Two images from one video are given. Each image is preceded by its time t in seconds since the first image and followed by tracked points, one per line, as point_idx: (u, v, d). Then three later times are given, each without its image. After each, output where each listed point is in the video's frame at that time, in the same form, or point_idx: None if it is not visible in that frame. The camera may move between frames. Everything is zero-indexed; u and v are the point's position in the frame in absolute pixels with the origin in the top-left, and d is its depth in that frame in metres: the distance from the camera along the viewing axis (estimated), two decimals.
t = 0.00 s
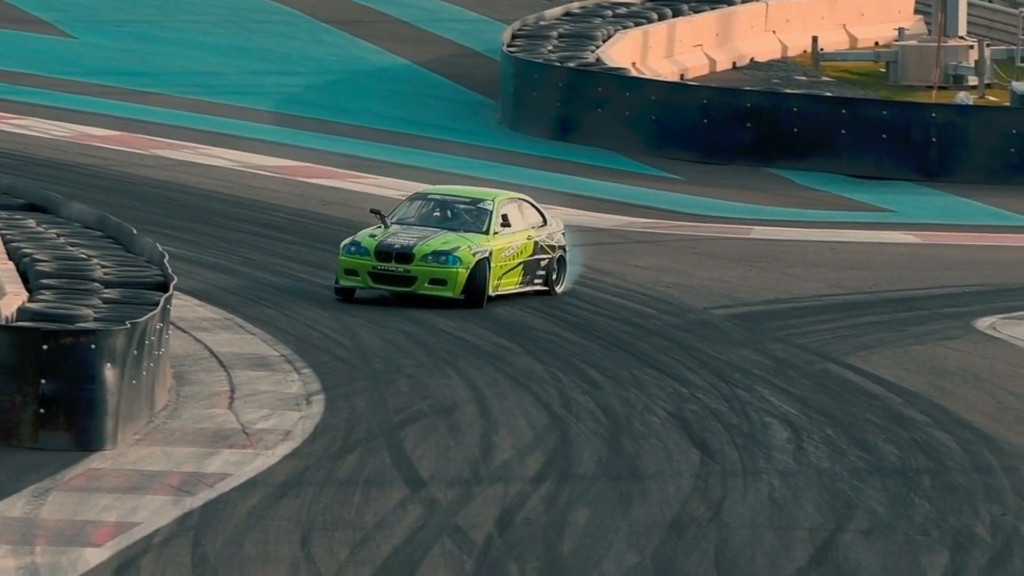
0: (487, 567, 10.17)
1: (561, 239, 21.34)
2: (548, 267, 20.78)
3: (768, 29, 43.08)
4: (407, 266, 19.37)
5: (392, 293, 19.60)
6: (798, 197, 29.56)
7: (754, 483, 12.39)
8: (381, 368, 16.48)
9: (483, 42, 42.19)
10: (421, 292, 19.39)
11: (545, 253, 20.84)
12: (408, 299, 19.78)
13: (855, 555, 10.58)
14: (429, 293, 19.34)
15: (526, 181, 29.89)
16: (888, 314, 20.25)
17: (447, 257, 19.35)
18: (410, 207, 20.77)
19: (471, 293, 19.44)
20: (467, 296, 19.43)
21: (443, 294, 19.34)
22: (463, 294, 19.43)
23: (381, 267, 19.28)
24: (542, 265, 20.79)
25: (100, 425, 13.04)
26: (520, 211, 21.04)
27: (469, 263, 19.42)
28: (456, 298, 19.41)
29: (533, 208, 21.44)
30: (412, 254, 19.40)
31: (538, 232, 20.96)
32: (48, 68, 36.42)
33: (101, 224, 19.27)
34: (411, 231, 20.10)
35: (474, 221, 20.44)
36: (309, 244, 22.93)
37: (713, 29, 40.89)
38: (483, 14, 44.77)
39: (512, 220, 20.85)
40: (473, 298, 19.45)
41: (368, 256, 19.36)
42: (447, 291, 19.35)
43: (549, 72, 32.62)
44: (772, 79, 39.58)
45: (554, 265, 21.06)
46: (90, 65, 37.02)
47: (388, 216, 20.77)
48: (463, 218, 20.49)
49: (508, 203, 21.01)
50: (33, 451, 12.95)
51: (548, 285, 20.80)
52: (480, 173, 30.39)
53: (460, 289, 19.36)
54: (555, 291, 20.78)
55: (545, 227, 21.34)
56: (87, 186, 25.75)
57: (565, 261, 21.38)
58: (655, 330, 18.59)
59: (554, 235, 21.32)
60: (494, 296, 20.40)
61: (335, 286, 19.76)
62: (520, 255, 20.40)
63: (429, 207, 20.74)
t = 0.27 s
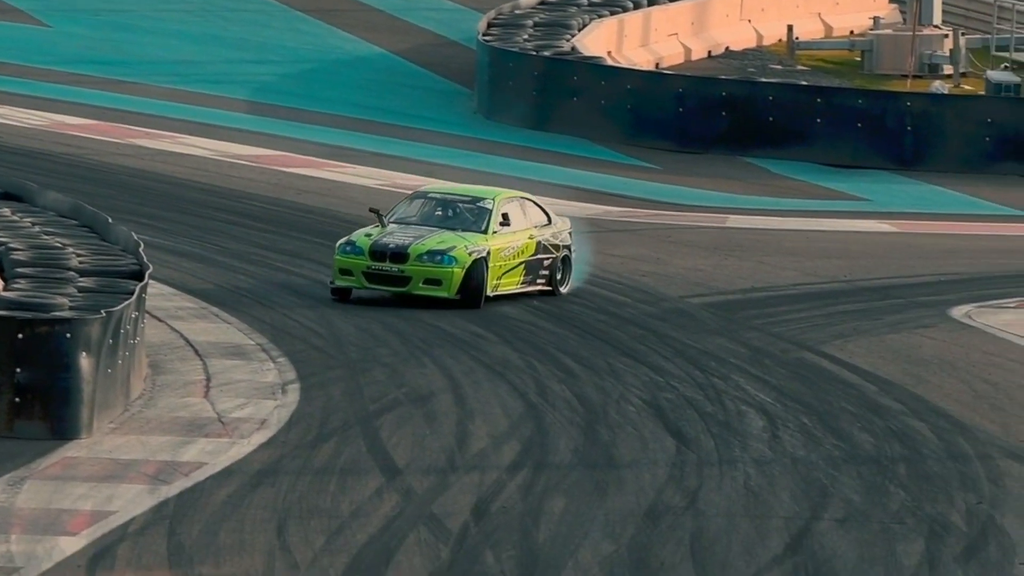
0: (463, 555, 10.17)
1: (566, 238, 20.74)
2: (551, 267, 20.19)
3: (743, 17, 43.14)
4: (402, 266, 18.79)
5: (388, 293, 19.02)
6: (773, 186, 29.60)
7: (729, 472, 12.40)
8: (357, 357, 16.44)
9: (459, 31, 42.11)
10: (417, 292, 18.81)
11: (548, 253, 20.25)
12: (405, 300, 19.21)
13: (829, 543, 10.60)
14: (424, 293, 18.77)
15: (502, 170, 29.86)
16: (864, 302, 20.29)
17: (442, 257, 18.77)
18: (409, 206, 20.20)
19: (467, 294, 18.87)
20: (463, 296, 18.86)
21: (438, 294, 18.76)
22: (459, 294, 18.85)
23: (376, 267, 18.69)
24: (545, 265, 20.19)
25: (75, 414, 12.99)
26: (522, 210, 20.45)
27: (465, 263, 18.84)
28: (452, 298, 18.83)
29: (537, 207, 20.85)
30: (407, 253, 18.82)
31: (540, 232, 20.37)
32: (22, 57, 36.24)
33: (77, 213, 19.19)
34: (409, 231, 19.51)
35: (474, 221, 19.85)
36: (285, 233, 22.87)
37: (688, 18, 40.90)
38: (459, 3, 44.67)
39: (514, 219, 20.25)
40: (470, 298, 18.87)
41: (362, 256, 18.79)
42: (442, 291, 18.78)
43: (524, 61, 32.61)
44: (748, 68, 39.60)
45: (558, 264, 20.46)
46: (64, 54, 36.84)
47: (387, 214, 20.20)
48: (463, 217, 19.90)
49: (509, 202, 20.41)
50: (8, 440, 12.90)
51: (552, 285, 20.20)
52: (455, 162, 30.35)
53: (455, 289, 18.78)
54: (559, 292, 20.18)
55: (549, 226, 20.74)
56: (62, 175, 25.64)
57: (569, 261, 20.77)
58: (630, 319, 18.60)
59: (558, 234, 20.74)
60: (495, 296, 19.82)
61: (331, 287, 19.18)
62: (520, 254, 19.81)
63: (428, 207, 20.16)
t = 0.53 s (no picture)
0: (441, 543, 10.16)
1: (571, 236, 20.05)
2: (555, 265, 19.53)
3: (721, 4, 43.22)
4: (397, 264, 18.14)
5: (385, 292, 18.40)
6: (751, 173, 29.64)
7: (707, 459, 12.41)
8: (335, 345, 16.41)
9: (437, 19, 42.01)
10: (413, 291, 18.18)
11: (551, 251, 19.57)
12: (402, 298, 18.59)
13: (807, 530, 10.62)
14: (419, 292, 18.14)
15: (480, 157, 29.82)
16: (842, 290, 20.32)
17: (438, 254, 18.12)
18: (408, 204, 19.56)
19: (463, 292, 18.22)
20: (459, 295, 18.21)
21: (434, 293, 18.13)
22: (455, 292, 18.21)
23: (371, 265, 18.07)
24: (549, 262, 19.52)
25: (52, 401, 12.93)
26: (525, 208, 19.76)
27: (462, 261, 18.18)
28: (449, 296, 18.19)
29: (541, 204, 20.16)
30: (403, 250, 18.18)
31: (543, 229, 19.68)
32: None
33: (54, 200, 19.09)
34: (406, 229, 18.86)
35: (474, 218, 19.17)
36: (263, 220, 22.80)
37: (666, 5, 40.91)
38: None
39: (516, 217, 19.56)
40: (467, 296, 18.23)
41: (357, 253, 18.16)
42: (437, 290, 18.14)
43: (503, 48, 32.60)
44: (726, 55, 39.62)
45: (563, 263, 19.79)
46: (40, 41, 36.65)
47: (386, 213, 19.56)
48: (463, 214, 19.22)
49: (512, 199, 19.73)
50: None
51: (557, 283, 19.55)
52: (433, 149, 30.30)
53: (451, 287, 18.14)
54: (563, 290, 19.51)
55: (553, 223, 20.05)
56: (38, 162, 25.53)
57: (575, 259, 20.09)
58: (609, 307, 18.60)
59: (563, 231, 20.05)
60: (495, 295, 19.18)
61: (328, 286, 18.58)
62: (522, 252, 19.14)
63: (428, 204, 19.50)
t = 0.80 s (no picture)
0: (422, 531, 10.14)
1: (576, 235, 19.39)
2: (558, 265, 18.90)
3: None
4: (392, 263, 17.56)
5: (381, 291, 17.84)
6: (731, 161, 29.68)
7: (688, 447, 12.43)
8: (316, 332, 16.39)
9: (417, 7, 41.93)
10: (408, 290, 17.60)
11: (553, 250, 18.92)
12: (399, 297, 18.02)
13: (788, 517, 10.65)
14: (414, 291, 17.56)
15: (460, 145, 29.79)
16: (822, 278, 20.35)
17: (434, 253, 17.51)
18: (410, 201, 18.95)
19: (459, 292, 17.61)
20: (455, 294, 17.60)
21: (429, 293, 17.54)
22: (451, 292, 17.60)
23: (366, 265, 17.50)
24: (552, 263, 18.87)
25: (32, 389, 12.88)
26: (528, 206, 19.11)
27: (458, 260, 17.57)
28: (444, 295, 17.59)
29: (547, 203, 19.48)
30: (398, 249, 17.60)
31: (547, 228, 19.02)
32: None
33: (34, 188, 19.01)
34: (404, 227, 18.26)
35: (474, 216, 18.53)
36: (243, 208, 22.74)
37: None
38: None
39: (518, 215, 18.91)
40: (463, 296, 17.62)
41: (352, 252, 17.60)
42: (432, 289, 17.54)
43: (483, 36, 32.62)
44: (706, 43, 39.63)
45: (567, 263, 19.15)
46: (20, 29, 36.49)
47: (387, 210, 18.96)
48: (463, 213, 18.58)
49: (515, 197, 19.07)
50: None
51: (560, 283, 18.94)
52: (413, 137, 30.27)
53: (446, 287, 17.54)
54: (566, 289, 18.89)
55: (558, 222, 19.37)
56: (17, 149, 25.44)
57: (580, 258, 19.43)
58: (589, 295, 18.61)
59: (567, 230, 19.39)
60: (495, 295, 18.58)
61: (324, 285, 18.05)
62: (522, 251, 18.51)
63: (429, 201, 18.88)
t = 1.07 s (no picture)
0: (401, 519, 10.13)
1: (578, 234, 18.74)
2: (558, 265, 18.28)
3: None
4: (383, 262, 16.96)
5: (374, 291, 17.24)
6: (710, 149, 29.70)
7: (667, 435, 12.43)
8: (295, 321, 16.34)
9: None
10: (400, 290, 16.99)
11: (552, 250, 18.29)
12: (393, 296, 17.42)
13: (767, 505, 10.67)
14: (406, 291, 16.96)
15: (439, 133, 29.75)
16: (801, 266, 20.37)
17: (426, 252, 16.90)
18: (407, 200, 18.35)
19: (451, 292, 17.01)
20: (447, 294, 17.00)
21: (420, 293, 16.94)
22: (443, 292, 17.00)
23: (357, 264, 16.91)
24: (551, 263, 18.24)
25: (11, 378, 12.82)
26: (527, 204, 18.49)
27: (450, 259, 16.95)
28: (437, 296, 16.98)
29: (548, 202, 18.84)
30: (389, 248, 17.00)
31: (546, 227, 18.38)
32: None
33: (12, 176, 18.92)
34: (398, 225, 17.65)
35: (469, 216, 17.90)
36: (223, 197, 22.67)
37: None
38: None
39: (517, 215, 18.28)
40: (456, 296, 17.02)
41: (343, 252, 17.01)
42: (424, 289, 16.95)
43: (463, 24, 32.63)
44: (686, 31, 39.64)
45: (567, 264, 18.51)
46: None
47: (383, 209, 18.37)
48: (459, 211, 17.96)
49: (514, 195, 18.44)
50: None
51: (560, 284, 18.32)
52: (393, 126, 30.21)
53: (438, 287, 16.94)
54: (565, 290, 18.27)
55: (559, 222, 18.73)
56: None
57: (582, 259, 18.78)
58: (569, 284, 18.61)
59: (568, 229, 18.75)
60: (491, 295, 17.96)
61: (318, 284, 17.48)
62: (520, 251, 17.89)
63: (426, 199, 18.28)
